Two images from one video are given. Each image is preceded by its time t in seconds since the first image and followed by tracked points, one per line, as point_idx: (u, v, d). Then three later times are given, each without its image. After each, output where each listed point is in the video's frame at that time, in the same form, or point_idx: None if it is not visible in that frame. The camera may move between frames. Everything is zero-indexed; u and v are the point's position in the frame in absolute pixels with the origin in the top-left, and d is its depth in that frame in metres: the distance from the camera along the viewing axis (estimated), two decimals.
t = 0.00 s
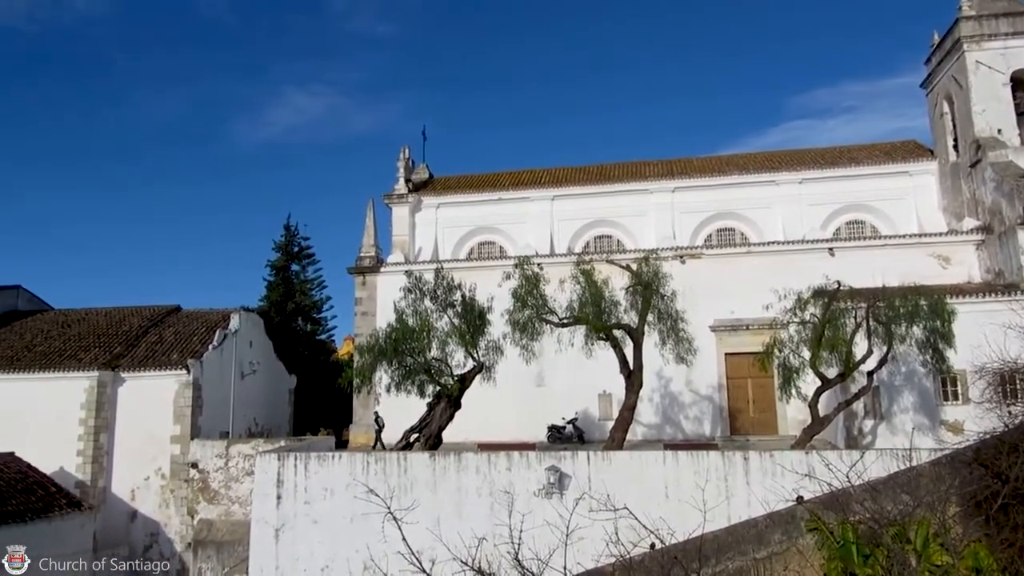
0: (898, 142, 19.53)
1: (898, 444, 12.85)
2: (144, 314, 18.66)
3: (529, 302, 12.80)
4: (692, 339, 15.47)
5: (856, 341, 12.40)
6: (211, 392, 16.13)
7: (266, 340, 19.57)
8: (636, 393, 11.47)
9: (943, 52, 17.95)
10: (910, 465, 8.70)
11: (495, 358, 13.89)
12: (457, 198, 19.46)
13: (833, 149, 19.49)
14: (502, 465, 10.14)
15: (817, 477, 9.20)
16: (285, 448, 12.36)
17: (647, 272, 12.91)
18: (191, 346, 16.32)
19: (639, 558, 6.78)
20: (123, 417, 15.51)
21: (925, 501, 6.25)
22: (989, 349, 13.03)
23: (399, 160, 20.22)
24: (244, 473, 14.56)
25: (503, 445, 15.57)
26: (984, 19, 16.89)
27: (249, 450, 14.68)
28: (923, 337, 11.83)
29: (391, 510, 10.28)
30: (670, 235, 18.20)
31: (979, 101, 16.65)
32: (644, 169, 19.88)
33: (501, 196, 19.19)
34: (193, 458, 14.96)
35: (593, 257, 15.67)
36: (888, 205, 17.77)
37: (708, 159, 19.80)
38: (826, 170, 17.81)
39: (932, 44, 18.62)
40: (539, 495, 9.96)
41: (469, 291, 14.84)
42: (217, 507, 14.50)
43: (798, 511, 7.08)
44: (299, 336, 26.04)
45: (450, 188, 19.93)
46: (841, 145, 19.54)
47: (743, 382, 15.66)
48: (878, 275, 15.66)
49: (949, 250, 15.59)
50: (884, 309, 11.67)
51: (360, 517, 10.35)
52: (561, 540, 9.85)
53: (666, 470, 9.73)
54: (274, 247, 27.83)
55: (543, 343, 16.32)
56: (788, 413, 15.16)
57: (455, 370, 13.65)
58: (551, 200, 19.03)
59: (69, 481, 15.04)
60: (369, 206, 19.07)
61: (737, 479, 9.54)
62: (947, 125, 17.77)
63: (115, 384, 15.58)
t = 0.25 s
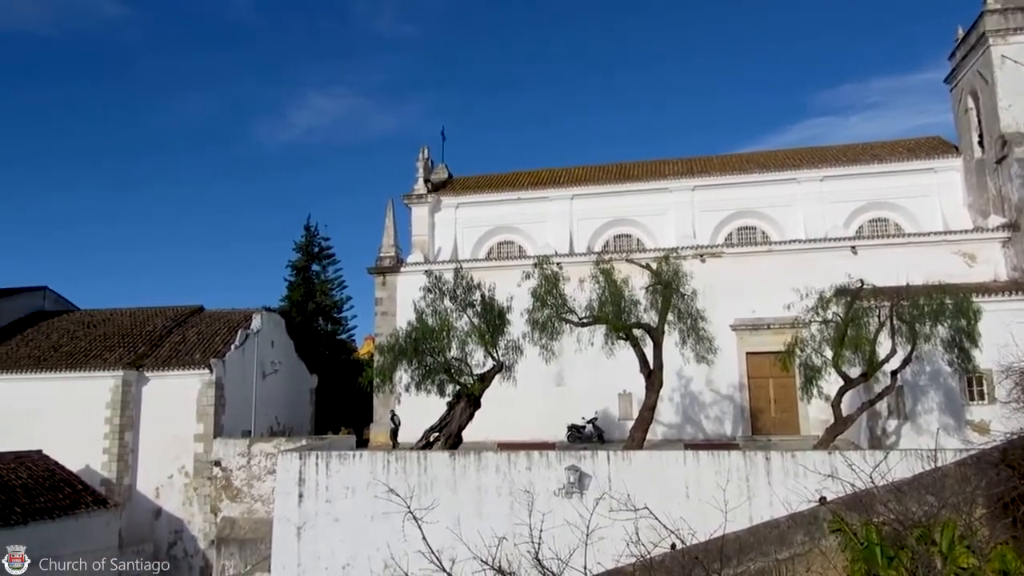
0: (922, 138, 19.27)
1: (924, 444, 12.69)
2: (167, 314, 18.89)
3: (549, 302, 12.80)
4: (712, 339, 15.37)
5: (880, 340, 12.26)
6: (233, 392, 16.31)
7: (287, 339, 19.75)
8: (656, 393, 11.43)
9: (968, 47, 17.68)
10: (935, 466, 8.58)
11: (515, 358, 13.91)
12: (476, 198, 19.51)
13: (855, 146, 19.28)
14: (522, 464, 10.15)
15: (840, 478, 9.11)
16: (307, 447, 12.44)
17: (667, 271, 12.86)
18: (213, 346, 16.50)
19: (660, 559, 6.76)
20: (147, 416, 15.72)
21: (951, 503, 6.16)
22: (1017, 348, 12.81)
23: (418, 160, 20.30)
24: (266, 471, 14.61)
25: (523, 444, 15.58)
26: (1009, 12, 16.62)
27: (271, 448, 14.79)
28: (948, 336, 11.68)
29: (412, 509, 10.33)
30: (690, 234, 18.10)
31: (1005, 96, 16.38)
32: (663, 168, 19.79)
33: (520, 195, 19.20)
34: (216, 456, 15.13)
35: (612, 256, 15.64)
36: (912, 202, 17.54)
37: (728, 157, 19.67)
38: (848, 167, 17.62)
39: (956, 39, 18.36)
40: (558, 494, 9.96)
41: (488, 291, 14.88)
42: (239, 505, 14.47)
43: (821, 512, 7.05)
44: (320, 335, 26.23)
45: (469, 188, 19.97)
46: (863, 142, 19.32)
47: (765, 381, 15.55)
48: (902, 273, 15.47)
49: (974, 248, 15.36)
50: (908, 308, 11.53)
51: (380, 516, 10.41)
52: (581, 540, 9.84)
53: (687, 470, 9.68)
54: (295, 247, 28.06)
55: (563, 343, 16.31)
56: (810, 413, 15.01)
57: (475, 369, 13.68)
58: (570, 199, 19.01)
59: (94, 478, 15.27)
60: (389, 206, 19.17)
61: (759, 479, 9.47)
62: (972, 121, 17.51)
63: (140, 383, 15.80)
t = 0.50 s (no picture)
0: (949, 133, 18.97)
1: (954, 444, 12.43)
2: (194, 315, 19.14)
3: (571, 301, 12.78)
4: (736, 337, 15.26)
5: (907, 338, 12.09)
6: (258, 391, 16.49)
7: (311, 339, 19.92)
8: (680, 392, 11.37)
9: (997, 39, 17.38)
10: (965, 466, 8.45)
11: (538, 357, 13.91)
12: (498, 198, 19.53)
13: (882, 141, 19.02)
14: (545, 464, 10.15)
15: (867, 478, 9.01)
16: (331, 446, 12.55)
17: (690, 270, 12.79)
18: (239, 346, 16.70)
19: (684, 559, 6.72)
20: (174, 415, 15.94)
21: (983, 503, 6.05)
22: None
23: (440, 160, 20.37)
24: (291, 470, 14.78)
25: (546, 444, 15.58)
26: None
27: (296, 448, 14.92)
28: (978, 334, 11.48)
29: (435, 508, 10.38)
30: (714, 232, 17.99)
31: None
32: (686, 166, 19.67)
33: (542, 194, 19.19)
34: (242, 455, 15.31)
35: (635, 255, 15.58)
36: (939, 198, 17.26)
37: (752, 154, 19.51)
38: (874, 163, 17.37)
39: (985, 32, 18.05)
40: (582, 494, 9.95)
41: (511, 291, 14.90)
42: (265, 503, 14.70)
43: (847, 512, 6.99)
44: (344, 335, 26.42)
45: (491, 188, 20.00)
46: (890, 138, 19.06)
47: (790, 380, 15.40)
48: (930, 270, 15.25)
49: (1004, 244, 15.07)
50: (936, 305, 11.37)
51: (404, 514, 10.47)
52: (604, 539, 9.82)
53: (711, 470, 9.62)
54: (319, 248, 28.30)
55: (585, 342, 16.28)
56: (837, 412, 14.83)
57: (497, 369, 13.70)
58: (592, 197, 18.96)
59: (124, 477, 15.53)
60: (411, 206, 19.26)
61: (785, 479, 9.39)
62: (1001, 115, 17.21)
63: (167, 383, 16.04)
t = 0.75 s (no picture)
0: (980, 128, 18.63)
1: (985, 444, 12.23)
2: (221, 315, 19.39)
3: (594, 300, 12.76)
4: (762, 337, 15.13)
5: (937, 337, 11.91)
6: (284, 391, 16.67)
7: (336, 339, 20.09)
8: (705, 392, 11.30)
9: None
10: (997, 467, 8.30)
11: (561, 357, 13.90)
12: (521, 197, 19.55)
13: (910, 137, 18.74)
14: (569, 463, 10.14)
15: (896, 478, 8.88)
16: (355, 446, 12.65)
17: (714, 268, 12.71)
18: (265, 346, 16.90)
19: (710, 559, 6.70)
20: (202, 414, 16.16)
21: (1016, 505, 5.94)
22: None
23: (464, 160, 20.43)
24: (317, 469, 14.95)
25: (570, 443, 15.56)
26: None
27: (321, 446, 15.10)
28: (1010, 333, 11.27)
29: (460, 507, 10.43)
30: (738, 231, 17.85)
31: None
32: (710, 164, 19.54)
33: (565, 193, 19.18)
34: (268, 454, 15.47)
35: (659, 254, 15.51)
36: (969, 194, 16.96)
37: (777, 151, 19.32)
38: (902, 159, 17.12)
39: (1015, 25, 17.71)
40: (606, 493, 9.92)
41: (534, 290, 14.91)
42: (291, 502, 14.94)
43: (875, 513, 6.96)
44: (368, 335, 26.60)
45: (514, 187, 20.02)
46: (918, 133, 18.77)
47: (817, 379, 15.24)
48: (960, 267, 14.98)
49: None
50: (967, 304, 11.18)
51: (429, 514, 10.52)
52: (629, 539, 9.79)
53: (737, 470, 9.54)
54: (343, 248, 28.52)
55: (609, 341, 16.24)
56: (865, 412, 14.64)
57: (521, 368, 13.71)
58: (615, 196, 18.91)
59: (153, 475, 15.78)
60: (434, 207, 19.34)
61: (812, 480, 9.29)
62: None
63: (195, 383, 16.28)
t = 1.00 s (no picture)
0: (1010, 122, 18.29)
1: (1017, 443, 11.92)
2: (246, 316, 19.61)
3: (617, 300, 12.72)
4: (787, 335, 14.99)
5: (966, 335, 11.73)
6: (309, 391, 16.82)
7: (360, 339, 20.23)
8: (729, 391, 11.22)
9: None
10: None
11: (584, 356, 13.89)
12: (543, 196, 19.54)
13: (938, 133, 18.46)
14: (592, 463, 10.11)
15: (925, 478, 8.75)
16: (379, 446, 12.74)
17: (738, 267, 12.62)
18: (290, 346, 17.07)
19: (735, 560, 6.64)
20: (228, 414, 16.36)
21: None
22: None
23: (485, 160, 20.47)
24: (341, 468, 15.10)
25: (593, 442, 15.53)
26: None
27: (345, 446, 15.24)
28: None
29: (483, 507, 10.45)
30: (762, 228, 17.71)
31: None
32: (733, 161, 19.40)
33: (587, 193, 19.14)
34: (293, 454, 15.62)
35: (681, 252, 15.43)
36: (999, 189, 16.65)
37: (801, 148, 19.13)
38: (930, 155, 16.86)
39: None
40: (630, 493, 9.89)
41: (556, 290, 14.91)
42: (316, 501, 15.17)
43: (904, 514, 6.85)
44: (391, 336, 26.76)
45: (535, 187, 20.03)
46: (946, 128, 18.47)
47: (843, 378, 15.06)
48: (991, 264, 14.67)
49: None
50: (997, 301, 10.98)
51: (452, 513, 10.56)
52: (653, 539, 9.76)
53: (762, 470, 9.47)
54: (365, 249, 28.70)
55: (631, 340, 16.19)
56: (892, 411, 14.47)
57: (544, 367, 13.71)
58: (637, 195, 18.83)
59: (181, 475, 16.02)
60: (456, 207, 19.41)
61: (838, 480, 9.19)
62: None
63: (221, 383, 16.48)
